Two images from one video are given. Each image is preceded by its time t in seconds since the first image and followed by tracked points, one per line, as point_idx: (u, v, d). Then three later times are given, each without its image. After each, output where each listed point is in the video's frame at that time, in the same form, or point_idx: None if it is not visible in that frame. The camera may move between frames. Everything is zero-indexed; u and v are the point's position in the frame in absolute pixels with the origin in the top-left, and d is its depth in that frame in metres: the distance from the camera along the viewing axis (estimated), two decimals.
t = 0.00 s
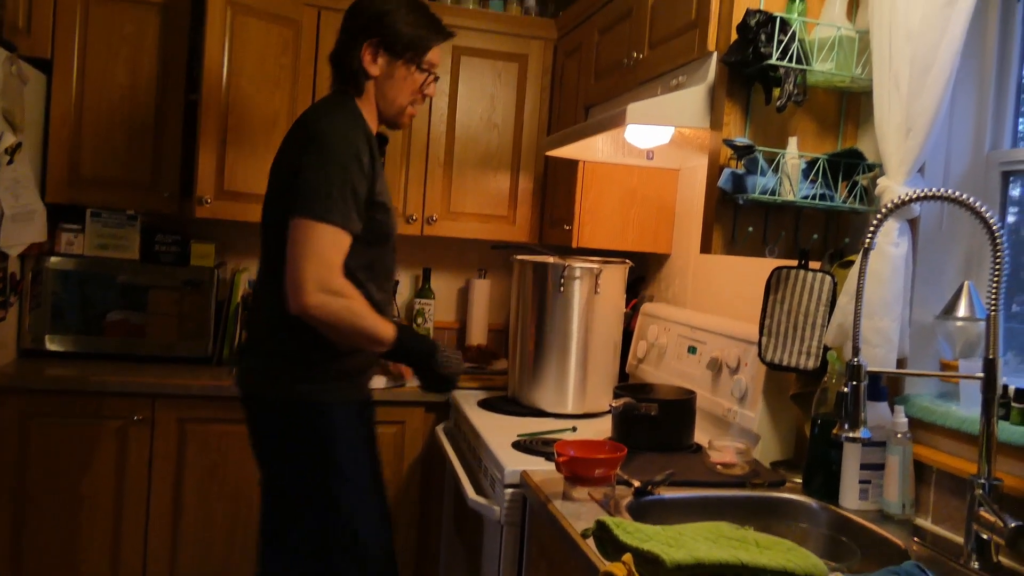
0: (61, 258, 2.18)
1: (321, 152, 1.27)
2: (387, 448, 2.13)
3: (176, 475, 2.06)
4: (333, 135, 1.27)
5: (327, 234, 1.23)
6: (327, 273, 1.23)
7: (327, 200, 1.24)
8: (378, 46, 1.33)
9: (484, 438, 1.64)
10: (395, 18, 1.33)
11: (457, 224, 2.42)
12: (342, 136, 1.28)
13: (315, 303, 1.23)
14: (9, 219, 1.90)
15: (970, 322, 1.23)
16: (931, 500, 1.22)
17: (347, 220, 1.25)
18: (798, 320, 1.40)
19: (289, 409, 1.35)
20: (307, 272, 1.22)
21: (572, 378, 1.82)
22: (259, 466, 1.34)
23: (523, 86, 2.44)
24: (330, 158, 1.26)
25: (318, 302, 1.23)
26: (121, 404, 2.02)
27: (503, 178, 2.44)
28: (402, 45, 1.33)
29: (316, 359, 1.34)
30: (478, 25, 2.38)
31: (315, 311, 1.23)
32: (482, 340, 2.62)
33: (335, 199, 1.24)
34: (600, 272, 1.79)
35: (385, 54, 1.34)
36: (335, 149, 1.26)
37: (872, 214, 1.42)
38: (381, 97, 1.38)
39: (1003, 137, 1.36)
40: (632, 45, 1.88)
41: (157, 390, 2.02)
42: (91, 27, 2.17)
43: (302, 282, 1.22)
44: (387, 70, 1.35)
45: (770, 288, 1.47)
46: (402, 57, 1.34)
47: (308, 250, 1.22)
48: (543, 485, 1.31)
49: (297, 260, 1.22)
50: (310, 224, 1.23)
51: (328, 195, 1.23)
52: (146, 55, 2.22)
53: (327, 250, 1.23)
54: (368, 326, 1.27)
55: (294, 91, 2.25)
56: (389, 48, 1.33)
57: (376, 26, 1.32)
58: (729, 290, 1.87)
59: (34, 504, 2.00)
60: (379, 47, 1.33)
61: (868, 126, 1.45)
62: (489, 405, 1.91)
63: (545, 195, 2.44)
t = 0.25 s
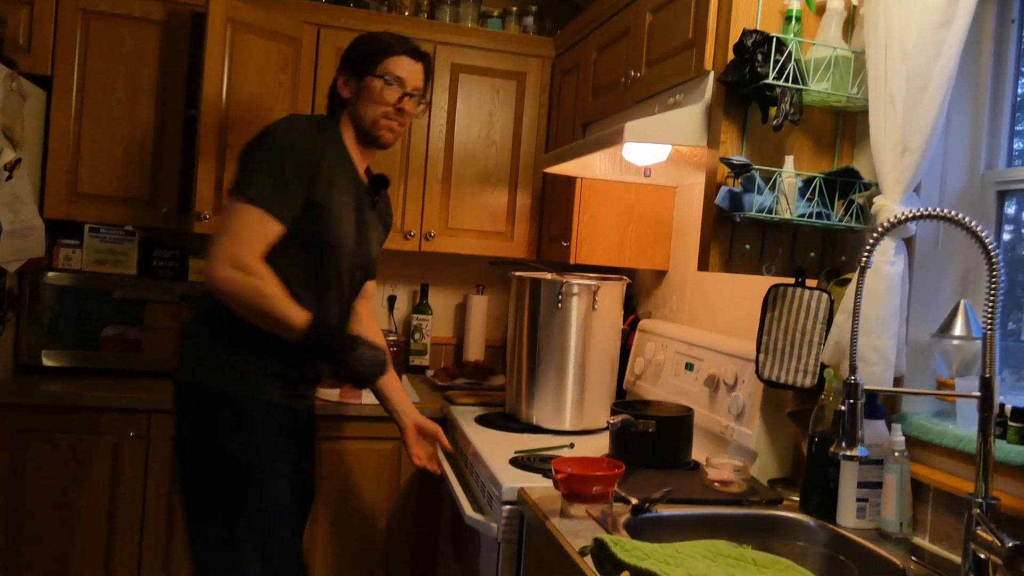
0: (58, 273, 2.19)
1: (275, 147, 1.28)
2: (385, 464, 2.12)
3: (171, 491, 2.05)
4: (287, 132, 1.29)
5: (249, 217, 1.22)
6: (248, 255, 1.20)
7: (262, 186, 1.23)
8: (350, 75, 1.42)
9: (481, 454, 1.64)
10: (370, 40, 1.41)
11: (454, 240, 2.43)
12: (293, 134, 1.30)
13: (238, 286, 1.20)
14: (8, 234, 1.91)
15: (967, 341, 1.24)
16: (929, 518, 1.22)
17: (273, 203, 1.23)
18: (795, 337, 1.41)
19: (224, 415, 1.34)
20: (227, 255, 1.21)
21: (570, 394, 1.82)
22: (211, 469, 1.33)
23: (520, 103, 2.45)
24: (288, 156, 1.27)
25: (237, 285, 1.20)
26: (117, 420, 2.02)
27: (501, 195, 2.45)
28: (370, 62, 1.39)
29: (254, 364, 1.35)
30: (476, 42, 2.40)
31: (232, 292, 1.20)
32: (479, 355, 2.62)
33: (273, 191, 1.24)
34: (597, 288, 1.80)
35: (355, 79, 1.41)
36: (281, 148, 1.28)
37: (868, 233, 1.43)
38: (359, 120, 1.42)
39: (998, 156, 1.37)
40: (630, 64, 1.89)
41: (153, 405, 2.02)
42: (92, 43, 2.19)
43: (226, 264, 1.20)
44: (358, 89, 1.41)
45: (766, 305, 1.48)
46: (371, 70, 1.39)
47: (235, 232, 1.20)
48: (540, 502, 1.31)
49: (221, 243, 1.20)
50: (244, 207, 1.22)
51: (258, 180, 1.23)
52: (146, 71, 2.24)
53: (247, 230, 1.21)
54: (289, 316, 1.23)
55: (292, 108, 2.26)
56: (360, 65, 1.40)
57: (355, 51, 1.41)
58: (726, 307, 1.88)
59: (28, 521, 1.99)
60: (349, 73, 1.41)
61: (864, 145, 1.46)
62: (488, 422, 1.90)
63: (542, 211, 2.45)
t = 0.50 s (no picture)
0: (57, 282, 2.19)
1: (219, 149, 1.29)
2: (383, 474, 2.12)
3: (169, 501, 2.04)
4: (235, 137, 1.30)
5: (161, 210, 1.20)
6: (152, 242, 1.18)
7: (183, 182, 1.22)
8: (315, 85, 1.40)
9: (480, 464, 1.63)
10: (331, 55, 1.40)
11: (454, 249, 2.43)
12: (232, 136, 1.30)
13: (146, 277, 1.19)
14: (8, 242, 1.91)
15: (967, 353, 1.24)
16: (929, 531, 1.22)
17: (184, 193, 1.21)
18: (794, 349, 1.41)
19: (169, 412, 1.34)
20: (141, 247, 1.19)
21: (569, 405, 1.81)
22: (165, 469, 1.34)
23: (520, 114, 2.46)
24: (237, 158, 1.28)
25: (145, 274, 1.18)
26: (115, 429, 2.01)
27: (500, 205, 2.46)
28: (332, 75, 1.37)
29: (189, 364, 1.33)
30: (476, 53, 2.41)
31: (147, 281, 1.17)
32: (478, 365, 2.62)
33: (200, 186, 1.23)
34: (597, 298, 1.80)
35: (319, 89, 1.39)
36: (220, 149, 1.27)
37: (868, 245, 1.43)
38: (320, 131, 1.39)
39: (998, 169, 1.38)
40: (629, 76, 1.90)
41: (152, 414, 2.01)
42: (94, 53, 2.19)
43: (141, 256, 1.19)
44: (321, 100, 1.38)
45: (766, 317, 1.48)
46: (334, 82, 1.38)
47: (154, 221, 1.20)
48: (540, 512, 1.31)
49: (138, 228, 1.19)
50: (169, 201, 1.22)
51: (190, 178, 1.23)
52: (147, 80, 2.24)
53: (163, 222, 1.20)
54: (194, 305, 1.19)
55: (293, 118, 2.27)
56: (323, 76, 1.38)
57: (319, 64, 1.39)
58: (726, 318, 1.88)
59: (25, 530, 1.98)
60: (314, 84, 1.40)
61: (863, 157, 1.46)
62: (487, 431, 1.90)
63: (542, 220, 2.46)
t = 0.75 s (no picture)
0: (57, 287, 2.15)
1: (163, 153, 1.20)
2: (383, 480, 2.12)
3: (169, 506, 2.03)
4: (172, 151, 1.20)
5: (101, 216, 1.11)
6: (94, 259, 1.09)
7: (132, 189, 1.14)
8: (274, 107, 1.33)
9: (480, 471, 1.63)
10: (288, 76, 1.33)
11: (454, 255, 2.43)
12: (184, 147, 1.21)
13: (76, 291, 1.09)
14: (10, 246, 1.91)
15: (968, 362, 1.24)
16: (929, 540, 1.22)
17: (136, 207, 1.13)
18: (796, 357, 1.41)
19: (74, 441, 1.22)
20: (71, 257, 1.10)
21: (569, 412, 1.81)
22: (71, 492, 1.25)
23: (521, 121, 2.47)
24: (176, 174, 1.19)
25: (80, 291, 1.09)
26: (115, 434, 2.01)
27: (501, 211, 2.46)
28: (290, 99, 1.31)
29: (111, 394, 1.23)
30: (477, 60, 2.42)
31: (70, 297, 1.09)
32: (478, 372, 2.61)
33: (140, 197, 1.14)
34: (598, 305, 1.80)
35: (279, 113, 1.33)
36: (166, 156, 1.19)
37: (869, 253, 1.44)
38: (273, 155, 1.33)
39: (998, 179, 1.38)
40: (631, 84, 1.91)
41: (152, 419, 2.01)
42: (97, 58, 2.20)
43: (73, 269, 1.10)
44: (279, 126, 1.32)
45: (767, 324, 1.49)
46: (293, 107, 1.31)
47: (88, 231, 1.11)
48: (541, 520, 1.31)
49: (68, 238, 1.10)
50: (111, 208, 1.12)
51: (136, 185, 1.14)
52: (149, 85, 2.24)
53: (98, 232, 1.11)
54: (132, 331, 1.11)
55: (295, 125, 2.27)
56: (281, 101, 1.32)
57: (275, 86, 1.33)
58: (727, 326, 1.88)
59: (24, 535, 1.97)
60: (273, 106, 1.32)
61: (864, 166, 1.47)
62: (487, 438, 1.90)
63: (542, 227, 2.46)
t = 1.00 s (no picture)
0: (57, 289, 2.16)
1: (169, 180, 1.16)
2: (385, 481, 2.12)
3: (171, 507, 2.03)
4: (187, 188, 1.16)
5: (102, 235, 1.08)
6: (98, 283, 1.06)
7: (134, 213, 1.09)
8: (301, 149, 1.27)
9: (483, 472, 1.63)
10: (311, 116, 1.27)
11: (457, 256, 2.43)
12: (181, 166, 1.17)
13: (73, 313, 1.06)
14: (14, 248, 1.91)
15: (972, 364, 1.24)
16: (933, 542, 1.21)
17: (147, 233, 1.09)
18: (799, 359, 1.40)
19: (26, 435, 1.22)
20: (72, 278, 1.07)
21: (571, 413, 1.81)
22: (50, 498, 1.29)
23: (524, 122, 2.47)
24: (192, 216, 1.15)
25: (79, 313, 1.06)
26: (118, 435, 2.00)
27: (503, 212, 2.46)
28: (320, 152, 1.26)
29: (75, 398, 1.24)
30: (480, 61, 2.42)
31: (77, 327, 1.06)
32: (481, 372, 2.61)
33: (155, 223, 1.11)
34: (601, 305, 1.79)
35: (306, 158, 1.27)
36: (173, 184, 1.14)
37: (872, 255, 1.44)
38: (286, 198, 1.30)
39: (1003, 180, 1.38)
40: (634, 85, 1.91)
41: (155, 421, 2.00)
42: (99, 60, 2.20)
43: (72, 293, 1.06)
44: (303, 174, 1.28)
45: (770, 325, 1.49)
46: (324, 161, 1.27)
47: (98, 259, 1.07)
48: (544, 521, 1.30)
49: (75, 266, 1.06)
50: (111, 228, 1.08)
51: (149, 215, 1.10)
52: (152, 87, 2.25)
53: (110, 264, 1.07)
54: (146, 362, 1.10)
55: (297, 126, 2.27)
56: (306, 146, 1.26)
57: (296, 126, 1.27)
58: (730, 326, 1.88)
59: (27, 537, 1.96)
60: (302, 150, 1.27)
61: (868, 167, 1.47)
62: (489, 439, 1.90)
63: (545, 228, 2.46)
